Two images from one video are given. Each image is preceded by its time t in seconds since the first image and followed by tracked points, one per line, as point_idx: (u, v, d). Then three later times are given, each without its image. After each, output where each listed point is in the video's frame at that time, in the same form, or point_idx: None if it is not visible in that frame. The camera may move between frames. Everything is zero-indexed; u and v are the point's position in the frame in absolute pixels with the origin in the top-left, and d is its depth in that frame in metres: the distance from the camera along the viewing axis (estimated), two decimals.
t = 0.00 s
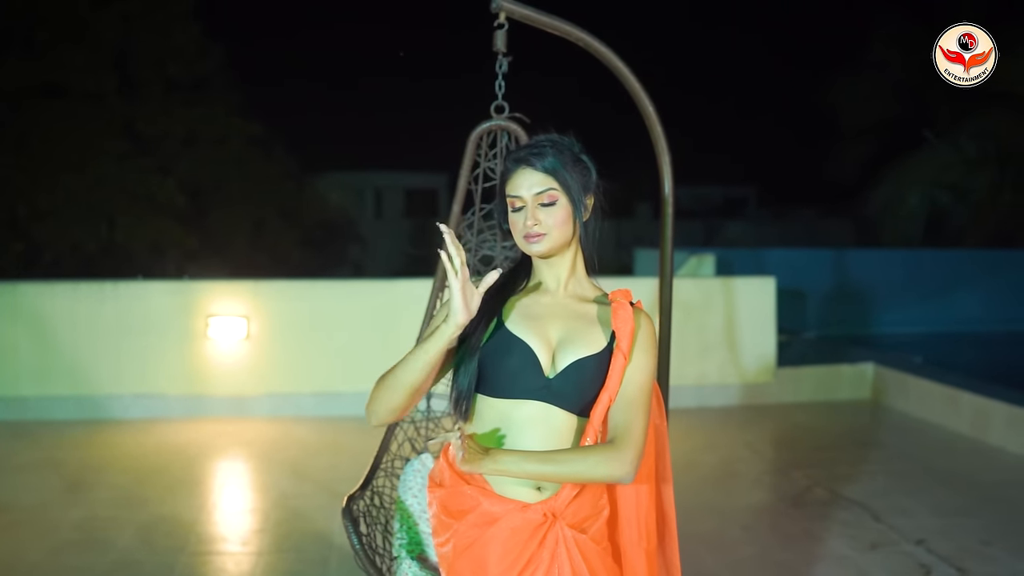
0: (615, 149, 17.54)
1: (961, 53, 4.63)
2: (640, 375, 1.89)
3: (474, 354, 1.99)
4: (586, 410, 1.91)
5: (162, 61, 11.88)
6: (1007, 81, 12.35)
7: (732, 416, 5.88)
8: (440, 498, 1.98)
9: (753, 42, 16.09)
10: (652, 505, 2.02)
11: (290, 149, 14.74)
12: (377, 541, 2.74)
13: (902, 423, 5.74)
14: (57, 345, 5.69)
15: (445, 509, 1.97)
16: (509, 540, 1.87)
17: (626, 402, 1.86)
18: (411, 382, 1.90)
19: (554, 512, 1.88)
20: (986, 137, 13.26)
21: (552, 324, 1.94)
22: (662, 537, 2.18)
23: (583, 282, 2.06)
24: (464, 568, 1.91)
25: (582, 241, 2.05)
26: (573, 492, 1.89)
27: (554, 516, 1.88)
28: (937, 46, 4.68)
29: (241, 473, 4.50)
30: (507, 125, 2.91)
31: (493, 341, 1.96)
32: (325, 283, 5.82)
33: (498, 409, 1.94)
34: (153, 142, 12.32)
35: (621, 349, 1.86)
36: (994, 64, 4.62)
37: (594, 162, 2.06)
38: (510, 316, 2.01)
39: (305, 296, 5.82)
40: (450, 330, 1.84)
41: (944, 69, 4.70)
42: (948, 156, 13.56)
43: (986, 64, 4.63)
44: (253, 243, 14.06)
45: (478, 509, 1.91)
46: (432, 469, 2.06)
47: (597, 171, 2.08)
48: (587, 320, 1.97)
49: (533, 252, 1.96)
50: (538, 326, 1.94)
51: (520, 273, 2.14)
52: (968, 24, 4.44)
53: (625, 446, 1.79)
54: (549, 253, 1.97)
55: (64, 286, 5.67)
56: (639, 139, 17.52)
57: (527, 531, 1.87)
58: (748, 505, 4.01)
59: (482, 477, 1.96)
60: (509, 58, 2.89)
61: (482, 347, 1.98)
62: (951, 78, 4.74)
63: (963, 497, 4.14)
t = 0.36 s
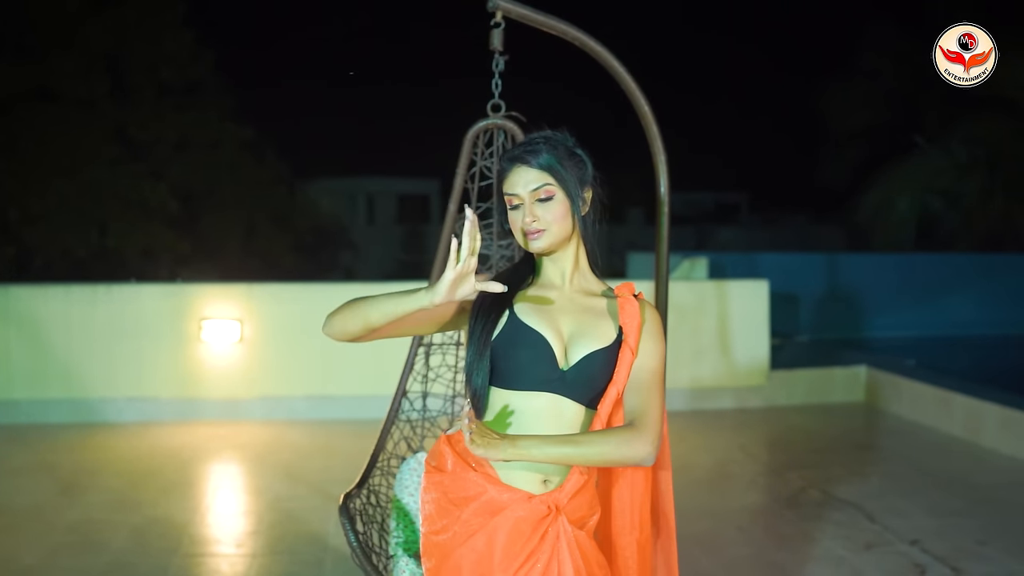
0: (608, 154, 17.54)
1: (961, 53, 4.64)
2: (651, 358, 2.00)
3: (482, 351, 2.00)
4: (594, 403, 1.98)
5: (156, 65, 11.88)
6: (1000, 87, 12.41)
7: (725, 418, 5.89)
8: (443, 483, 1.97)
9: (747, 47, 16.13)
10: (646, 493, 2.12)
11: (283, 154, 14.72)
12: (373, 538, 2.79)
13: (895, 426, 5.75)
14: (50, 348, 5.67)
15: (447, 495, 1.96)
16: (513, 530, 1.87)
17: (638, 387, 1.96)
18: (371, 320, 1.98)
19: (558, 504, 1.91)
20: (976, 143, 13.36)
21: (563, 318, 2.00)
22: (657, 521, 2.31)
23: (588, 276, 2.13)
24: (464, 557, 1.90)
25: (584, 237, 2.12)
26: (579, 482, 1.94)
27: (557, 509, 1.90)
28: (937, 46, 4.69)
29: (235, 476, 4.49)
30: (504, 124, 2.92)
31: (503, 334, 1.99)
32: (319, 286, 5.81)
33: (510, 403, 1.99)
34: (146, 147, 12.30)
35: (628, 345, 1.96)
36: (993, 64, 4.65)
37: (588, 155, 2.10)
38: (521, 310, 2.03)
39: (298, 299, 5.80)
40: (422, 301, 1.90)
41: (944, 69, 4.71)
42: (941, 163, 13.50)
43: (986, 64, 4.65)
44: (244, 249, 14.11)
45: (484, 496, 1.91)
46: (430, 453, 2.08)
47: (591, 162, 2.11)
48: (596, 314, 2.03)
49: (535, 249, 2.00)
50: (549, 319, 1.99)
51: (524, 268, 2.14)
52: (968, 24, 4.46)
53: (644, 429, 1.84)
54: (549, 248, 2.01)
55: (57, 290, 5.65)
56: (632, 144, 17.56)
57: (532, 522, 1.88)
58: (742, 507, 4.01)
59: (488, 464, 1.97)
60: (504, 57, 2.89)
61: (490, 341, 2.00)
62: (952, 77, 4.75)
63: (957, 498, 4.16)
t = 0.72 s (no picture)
0: (607, 158, 17.46)
1: (961, 53, 4.65)
2: (662, 344, 2.05)
3: (493, 341, 2.03)
4: (602, 392, 2.01)
5: (154, 70, 11.89)
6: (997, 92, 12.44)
7: (725, 421, 5.88)
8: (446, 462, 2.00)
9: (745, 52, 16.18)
10: (651, 483, 2.24)
11: (282, 158, 14.71)
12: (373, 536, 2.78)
13: (894, 429, 5.75)
14: (48, 351, 5.66)
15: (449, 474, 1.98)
16: (513, 515, 1.89)
17: (650, 372, 2.02)
18: (366, 253, 2.09)
19: (558, 492, 1.95)
20: (973, 148, 13.40)
21: (573, 308, 2.04)
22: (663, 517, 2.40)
23: (594, 268, 2.19)
24: (461, 538, 1.92)
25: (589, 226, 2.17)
26: (584, 469, 2.01)
27: (557, 498, 1.94)
28: (937, 46, 4.69)
29: (234, 478, 4.48)
30: (505, 122, 2.93)
31: (513, 320, 2.02)
32: (319, 289, 5.81)
33: (519, 390, 2.01)
34: (144, 152, 12.29)
35: (638, 335, 2.02)
36: (994, 64, 4.65)
37: (591, 147, 2.17)
38: (532, 297, 2.05)
39: (297, 301, 5.80)
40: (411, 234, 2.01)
41: (944, 69, 4.72)
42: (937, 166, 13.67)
43: (986, 64, 4.66)
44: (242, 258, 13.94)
45: (487, 477, 1.93)
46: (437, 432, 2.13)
47: (592, 153, 2.17)
48: (605, 305, 2.09)
49: (538, 240, 2.06)
50: (560, 307, 2.03)
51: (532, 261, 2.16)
52: (968, 24, 4.46)
53: (663, 411, 1.89)
54: (554, 239, 2.07)
55: (56, 293, 5.64)
56: (631, 149, 17.56)
57: (533, 508, 1.91)
58: (741, 508, 4.01)
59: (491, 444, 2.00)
60: (506, 55, 2.89)
61: (501, 327, 2.03)
62: (952, 77, 4.78)
63: (957, 500, 4.16)
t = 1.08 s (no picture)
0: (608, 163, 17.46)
1: (961, 53, 4.65)
2: (674, 330, 2.04)
3: (506, 330, 2.04)
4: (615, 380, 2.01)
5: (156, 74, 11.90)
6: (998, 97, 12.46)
7: (728, 424, 5.86)
8: (461, 442, 2.00)
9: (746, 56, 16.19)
10: (668, 471, 2.29)
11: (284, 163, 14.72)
12: (379, 534, 2.79)
13: (900, 432, 5.73)
14: (50, 353, 5.66)
15: (463, 453, 1.99)
16: (526, 500, 1.92)
17: (661, 356, 2.02)
18: (382, 199, 2.06)
19: (569, 480, 1.96)
20: (974, 153, 13.41)
21: (585, 299, 2.05)
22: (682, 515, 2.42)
23: (605, 260, 2.19)
24: (471, 519, 1.93)
25: (598, 217, 2.18)
26: (596, 456, 2.00)
27: (569, 485, 1.96)
28: (937, 46, 4.69)
29: (235, 480, 4.46)
30: (512, 117, 2.93)
31: (529, 308, 2.03)
32: (321, 291, 5.80)
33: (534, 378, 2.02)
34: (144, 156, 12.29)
35: (650, 323, 2.00)
36: (994, 63, 4.65)
37: (599, 138, 2.18)
38: (543, 287, 2.06)
39: (300, 303, 5.79)
40: (416, 163, 2.01)
41: (944, 69, 4.73)
42: (937, 171, 13.68)
43: (986, 64, 4.67)
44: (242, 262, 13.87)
45: (502, 461, 1.95)
46: (450, 411, 2.10)
47: (601, 145, 2.18)
48: (618, 294, 2.09)
49: (546, 232, 2.07)
50: (573, 297, 2.04)
51: (546, 253, 2.17)
52: (968, 24, 4.46)
53: (675, 391, 1.91)
54: (561, 231, 2.08)
55: (58, 295, 5.64)
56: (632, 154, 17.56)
57: (544, 495, 1.93)
58: (746, 510, 3.99)
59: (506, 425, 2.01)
60: (513, 51, 2.89)
61: (514, 321, 2.04)
62: (952, 77, 4.79)
63: (962, 501, 4.15)
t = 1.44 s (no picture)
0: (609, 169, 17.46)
1: (961, 53, 4.66)
2: (684, 322, 2.05)
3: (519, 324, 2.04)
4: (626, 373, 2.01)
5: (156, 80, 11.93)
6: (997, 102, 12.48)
7: (730, 429, 5.85)
8: (477, 417, 2.01)
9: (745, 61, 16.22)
10: (686, 471, 2.34)
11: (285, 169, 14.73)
12: (383, 534, 2.83)
13: (902, 437, 5.71)
14: (51, 356, 5.65)
15: (479, 429, 2.00)
16: (537, 482, 1.95)
17: (671, 345, 2.03)
18: (394, 168, 2.07)
19: (582, 469, 1.99)
20: (974, 158, 13.43)
21: (597, 293, 2.06)
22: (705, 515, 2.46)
23: (614, 255, 2.20)
24: (480, 495, 1.95)
25: (605, 213, 2.19)
26: (607, 451, 2.03)
27: (581, 473, 1.99)
28: (937, 46, 4.70)
29: (236, 484, 4.45)
30: (516, 117, 2.93)
31: (541, 301, 2.04)
32: (323, 295, 5.80)
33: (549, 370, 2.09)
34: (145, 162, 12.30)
35: (660, 314, 2.00)
36: (994, 63, 4.66)
37: (606, 135, 2.19)
38: (554, 281, 2.07)
39: (301, 306, 5.79)
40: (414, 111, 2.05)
41: (944, 69, 4.73)
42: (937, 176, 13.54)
43: (986, 65, 4.68)
44: (241, 267, 13.75)
45: (519, 441, 1.97)
46: (469, 389, 2.11)
47: (608, 141, 2.17)
48: (628, 288, 2.10)
49: (552, 228, 2.07)
50: (584, 291, 2.05)
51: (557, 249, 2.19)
52: (968, 24, 4.47)
53: (680, 381, 1.94)
54: (567, 227, 2.08)
55: (59, 299, 5.64)
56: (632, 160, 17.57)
57: (557, 481, 1.96)
58: (748, 514, 3.98)
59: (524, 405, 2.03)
60: (517, 51, 2.90)
61: (529, 313, 2.03)
62: (952, 77, 4.78)
63: (964, 505, 4.13)
